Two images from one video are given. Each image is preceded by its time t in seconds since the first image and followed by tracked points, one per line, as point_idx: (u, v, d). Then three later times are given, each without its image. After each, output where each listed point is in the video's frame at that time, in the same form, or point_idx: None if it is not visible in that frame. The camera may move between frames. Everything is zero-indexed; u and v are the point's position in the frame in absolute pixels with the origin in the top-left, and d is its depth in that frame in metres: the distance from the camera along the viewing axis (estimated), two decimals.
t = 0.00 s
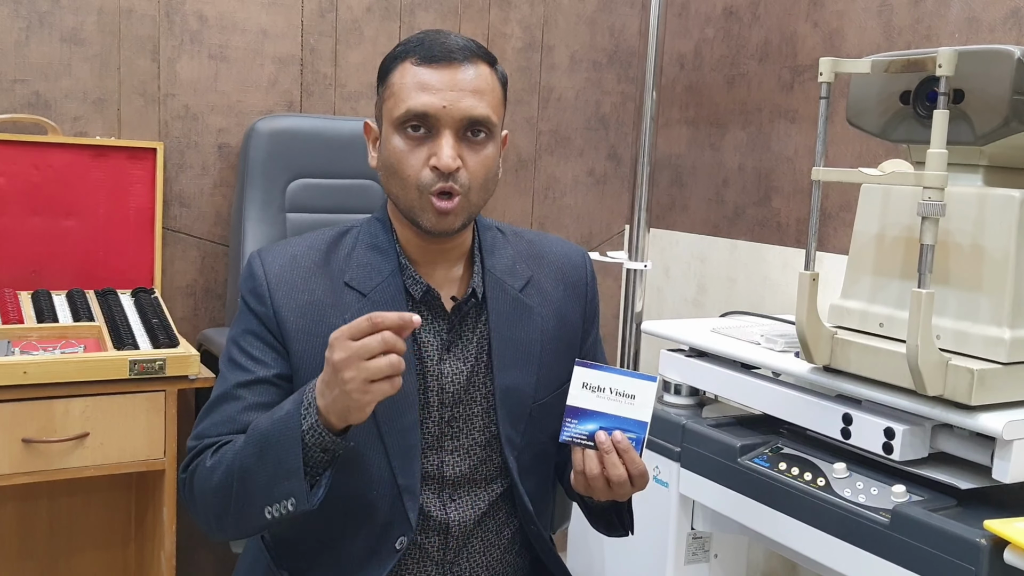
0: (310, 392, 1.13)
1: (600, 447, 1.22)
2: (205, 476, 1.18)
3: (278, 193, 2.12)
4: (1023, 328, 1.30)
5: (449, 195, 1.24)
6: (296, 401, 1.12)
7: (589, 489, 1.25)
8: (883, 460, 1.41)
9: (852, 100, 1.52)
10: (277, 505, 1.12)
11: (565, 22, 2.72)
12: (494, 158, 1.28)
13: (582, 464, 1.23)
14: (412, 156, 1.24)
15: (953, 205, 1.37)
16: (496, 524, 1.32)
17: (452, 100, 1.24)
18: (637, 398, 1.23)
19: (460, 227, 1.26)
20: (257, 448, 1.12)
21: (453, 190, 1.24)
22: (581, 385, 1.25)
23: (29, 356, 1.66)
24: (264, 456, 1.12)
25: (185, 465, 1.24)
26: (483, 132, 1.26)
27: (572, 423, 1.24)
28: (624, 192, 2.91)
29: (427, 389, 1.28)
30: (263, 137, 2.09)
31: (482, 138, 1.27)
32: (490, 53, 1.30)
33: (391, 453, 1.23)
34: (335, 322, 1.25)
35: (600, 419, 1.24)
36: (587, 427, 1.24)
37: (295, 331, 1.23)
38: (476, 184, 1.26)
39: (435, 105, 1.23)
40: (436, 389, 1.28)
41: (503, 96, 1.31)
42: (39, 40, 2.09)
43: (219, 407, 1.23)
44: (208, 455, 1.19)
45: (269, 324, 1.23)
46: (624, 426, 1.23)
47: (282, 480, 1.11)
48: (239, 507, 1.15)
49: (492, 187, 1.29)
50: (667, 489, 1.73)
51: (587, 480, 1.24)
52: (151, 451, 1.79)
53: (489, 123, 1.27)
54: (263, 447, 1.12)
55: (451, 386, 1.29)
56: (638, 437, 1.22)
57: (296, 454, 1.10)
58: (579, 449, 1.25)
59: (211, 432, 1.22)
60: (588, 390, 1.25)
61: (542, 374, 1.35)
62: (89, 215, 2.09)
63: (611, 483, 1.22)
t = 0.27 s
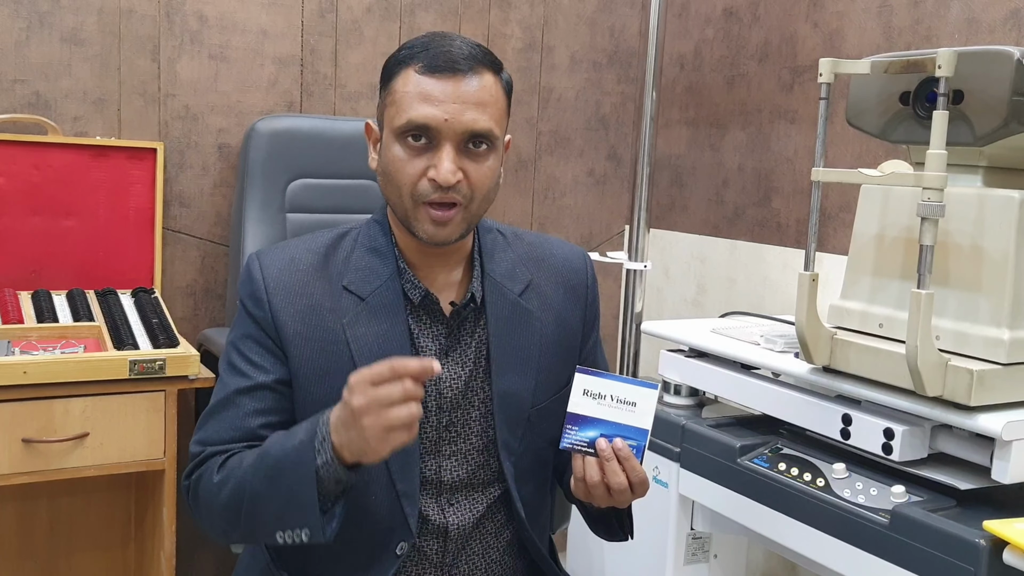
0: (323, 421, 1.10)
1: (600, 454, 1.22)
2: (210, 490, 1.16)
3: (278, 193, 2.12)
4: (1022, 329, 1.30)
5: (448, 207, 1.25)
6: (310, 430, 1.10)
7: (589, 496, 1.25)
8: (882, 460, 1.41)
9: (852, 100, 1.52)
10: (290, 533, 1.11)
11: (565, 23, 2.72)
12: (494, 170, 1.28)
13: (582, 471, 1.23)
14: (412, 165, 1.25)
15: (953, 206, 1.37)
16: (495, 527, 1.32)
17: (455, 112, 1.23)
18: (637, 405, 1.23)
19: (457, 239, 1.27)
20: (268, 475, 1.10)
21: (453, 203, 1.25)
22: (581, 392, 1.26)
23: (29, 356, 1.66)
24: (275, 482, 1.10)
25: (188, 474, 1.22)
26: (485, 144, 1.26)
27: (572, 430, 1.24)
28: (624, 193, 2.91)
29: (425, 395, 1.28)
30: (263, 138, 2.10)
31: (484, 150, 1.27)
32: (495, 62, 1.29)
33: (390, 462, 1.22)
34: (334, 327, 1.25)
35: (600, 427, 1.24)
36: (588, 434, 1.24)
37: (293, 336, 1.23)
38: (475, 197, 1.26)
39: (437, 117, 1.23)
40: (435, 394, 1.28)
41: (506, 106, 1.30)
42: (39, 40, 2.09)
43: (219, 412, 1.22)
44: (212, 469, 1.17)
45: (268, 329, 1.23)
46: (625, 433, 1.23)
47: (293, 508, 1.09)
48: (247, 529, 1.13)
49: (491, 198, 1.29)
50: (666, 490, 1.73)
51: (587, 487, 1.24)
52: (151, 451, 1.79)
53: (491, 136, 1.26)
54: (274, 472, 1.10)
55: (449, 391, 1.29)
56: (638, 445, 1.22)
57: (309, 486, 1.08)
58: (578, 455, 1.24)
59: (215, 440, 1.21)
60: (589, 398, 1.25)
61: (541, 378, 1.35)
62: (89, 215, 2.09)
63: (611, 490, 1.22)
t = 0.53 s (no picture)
0: (344, 464, 1.15)
1: (598, 456, 1.22)
2: (223, 510, 1.19)
3: (278, 194, 2.12)
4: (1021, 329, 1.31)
5: (449, 208, 1.25)
6: (329, 472, 1.15)
7: (588, 497, 1.26)
8: (880, 461, 1.41)
9: (850, 101, 1.52)
10: (305, 565, 1.17)
11: (564, 23, 2.72)
12: (495, 171, 1.29)
13: (581, 472, 1.24)
14: (412, 166, 1.25)
15: (952, 207, 1.37)
16: (496, 528, 1.33)
17: (456, 113, 1.24)
18: (636, 406, 1.23)
19: (458, 241, 1.27)
20: (287, 511, 1.16)
21: (454, 204, 1.25)
22: (579, 394, 1.26)
23: (29, 357, 1.66)
24: (294, 518, 1.16)
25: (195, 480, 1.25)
26: (486, 146, 1.27)
27: (571, 431, 1.25)
28: (623, 193, 2.91)
29: (425, 397, 1.29)
30: (263, 138, 2.10)
31: (485, 151, 1.27)
32: (496, 63, 1.29)
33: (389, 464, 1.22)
34: (334, 331, 1.25)
35: (599, 428, 1.24)
36: (586, 436, 1.24)
37: (293, 340, 1.23)
38: (475, 198, 1.26)
39: (439, 117, 1.23)
40: (435, 397, 1.29)
41: (507, 107, 1.31)
42: (39, 41, 2.10)
43: (223, 419, 1.24)
44: (225, 483, 1.20)
45: (268, 334, 1.24)
46: (622, 435, 1.23)
47: (310, 545, 1.16)
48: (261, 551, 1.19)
49: (492, 199, 1.29)
50: (666, 490, 1.73)
51: (585, 489, 1.24)
52: (151, 451, 1.79)
53: (492, 137, 1.27)
54: (294, 509, 1.15)
55: (449, 394, 1.30)
56: (637, 447, 1.22)
57: (328, 529, 1.14)
58: (577, 457, 1.25)
59: (224, 447, 1.23)
60: (587, 399, 1.26)
61: (540, 380, 1.35)
62: (89, 216, 2.09)
63: (609, 491, 1.22)
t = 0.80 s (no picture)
0: (333, 476, 1.16)
1: (599, 455, 1.22)
2: (215, 511, 1.20)
3: (278, 194, 2.12)
4: (1020, 329, 1.31)
5: (452, 205, 1.25)
6: (318, 483, 1.16)
7: (587, 497, 1.26)
8: (880, 461, 1.41)
9: (849, 102, 1.52)
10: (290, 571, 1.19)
11: (564, 24, 2.73)
12: (499, 171, 1.29)
13: (581, 472, 1.24)
14: (418, 162, 1.25)
15: (951, 207, 1.37)
16: (495, 528, 1.33)
17: (464, 111, 1.24)
18: (636, 406, 1.23)
19: (460, 238, 1.27)
20: (275, 518, 1.17)
21: (457, 201, 1.25)
22: (580, 394, 1.26)
23: (30, 357, 1.66)
24: (281, 526, 1.17)
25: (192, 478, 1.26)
26: (492, 145, 1.27)
27: (571, 431, 1.25)
28: (623, 194, 2.91)
29: (426, 396, 1.29)
30: (263, 139, 2.10)
31: (490, 150, 1.28)
32: (504, 64, 1.30)
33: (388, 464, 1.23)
34: (335, 330, 1.25)
35: (599, 428, 1.24)
36: (586, 435, 1.25)
37: (295, 339, 1.23)
38: (479, 196, 1.27)
39: (446, 114, 1.23)
40: (435, 396, 1.29)
41: (514, 107, 1.31)
42: (39, 42, 2.10)
43: (221, 417, 1.24)
44: (218, 484, 1.21)
45: (269, 333, 1.24)
46: (623, 434, 1.24)
47: (295, 552, 1.17)
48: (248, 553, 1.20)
49: (495, 198, 1.30)
50: (666, 489, 1.73)
51: (585, 488, 1.24)
52: (152, 451, 1.79)
53: (498, 136, 1.27)
54: (281, 517, 1.16)
55: (450, 393, 1.30)
56: (637, 446, 1.22)
57: (314, 540, 1.15)
58: (577, 457, 1.25)
59: (220, 446, 1.23)
60: (587, 399, 1.26)
61: (541, 380, 1.36)
62: (89, 216, 2.09)
63: (609, 491, 1.22)
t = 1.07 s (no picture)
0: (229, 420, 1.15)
1: (603, 450, 1.23)
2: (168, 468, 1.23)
3: (277, 194, 2.12)
4: (1018, 330, 1.31)
5: (460, 201, 1.25)
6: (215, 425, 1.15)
7: (592, 493, 1.26)
8: (879, 460, 1.41)
9: (848, 102, 1.53)
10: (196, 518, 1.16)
11: (563, 24, 2.73)
12: (507, 172, 1.30)
13: (586, 468, 1.24)
14: (428, 159, 1.25)
15: (950, 207, 1.37)
16: (495, 527, 1.33)
17: (475, 110, 1.24)
18: (640, 402, 1.23)
19: (465, 235, 1.26)
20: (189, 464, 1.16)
21: (465, 198, 1.25)
22: (584, 389, 1.26)
23: (29, 358, 1.66)
24: (189, 470, 1.16)
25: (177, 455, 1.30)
26: (501, 145, 1.27)
27: (575, 427, 1.25)
28: (622, 194, 2.91)
29: (425, 393, 1.29)
30: (263, 139, 2.10)
31: (499, 151, 1.28)
32: (513, 67, 1.30)
33: (387, 462, 1.23)
34: (333, 326, 1.25)
35: (603, 423, 1.24)
36: (590, 431, 1.24)
37: (293, 333, 1.23)
38: (487, 196, 1.27)
39: (457, 113, 1.24)
40: (435, 393, 1.29)
41: (522, 110, 1.32)
42: (39, 43, 2.10)
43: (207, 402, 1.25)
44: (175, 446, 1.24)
45: (267, 326, 1.23)
46: (628, 430, 1.24)
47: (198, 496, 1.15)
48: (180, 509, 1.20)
49: (501, 199, 1.30)
50: (666, 490, 1.74)
51: (590, 484, 1.25)
52: (151, 452, 1.79)
53: (507, 137, 1.28)
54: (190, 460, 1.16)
55: (450, 390, 1.30)
56: (641, 441, 1.23)
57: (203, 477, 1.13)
58: (582, 452, 1.25)
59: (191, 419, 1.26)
60: (592, 395, 1.25)
61: (541, 379, 1.36)
62: (89, 217, 2.09)
63: (614, 486, 1.23)
